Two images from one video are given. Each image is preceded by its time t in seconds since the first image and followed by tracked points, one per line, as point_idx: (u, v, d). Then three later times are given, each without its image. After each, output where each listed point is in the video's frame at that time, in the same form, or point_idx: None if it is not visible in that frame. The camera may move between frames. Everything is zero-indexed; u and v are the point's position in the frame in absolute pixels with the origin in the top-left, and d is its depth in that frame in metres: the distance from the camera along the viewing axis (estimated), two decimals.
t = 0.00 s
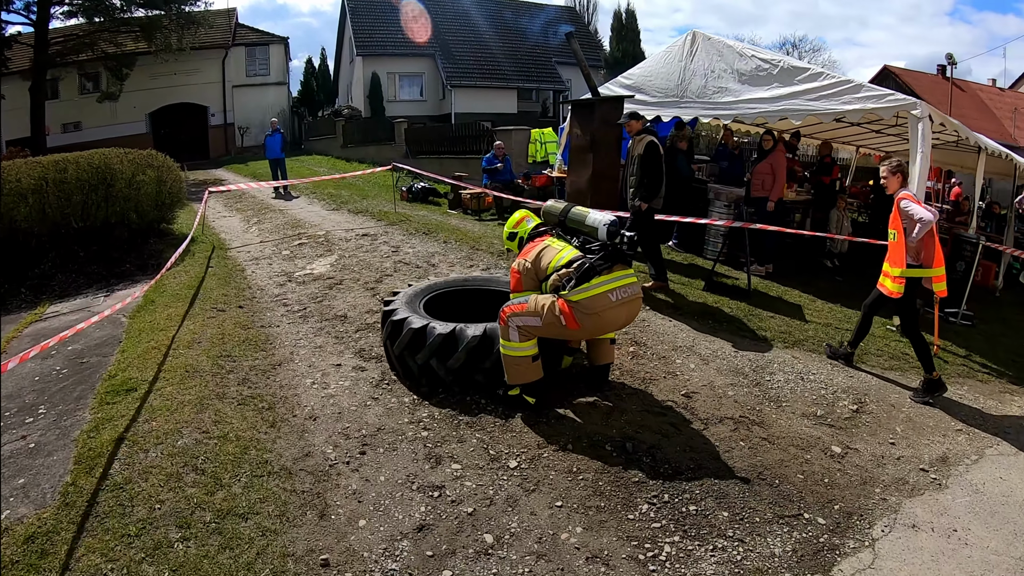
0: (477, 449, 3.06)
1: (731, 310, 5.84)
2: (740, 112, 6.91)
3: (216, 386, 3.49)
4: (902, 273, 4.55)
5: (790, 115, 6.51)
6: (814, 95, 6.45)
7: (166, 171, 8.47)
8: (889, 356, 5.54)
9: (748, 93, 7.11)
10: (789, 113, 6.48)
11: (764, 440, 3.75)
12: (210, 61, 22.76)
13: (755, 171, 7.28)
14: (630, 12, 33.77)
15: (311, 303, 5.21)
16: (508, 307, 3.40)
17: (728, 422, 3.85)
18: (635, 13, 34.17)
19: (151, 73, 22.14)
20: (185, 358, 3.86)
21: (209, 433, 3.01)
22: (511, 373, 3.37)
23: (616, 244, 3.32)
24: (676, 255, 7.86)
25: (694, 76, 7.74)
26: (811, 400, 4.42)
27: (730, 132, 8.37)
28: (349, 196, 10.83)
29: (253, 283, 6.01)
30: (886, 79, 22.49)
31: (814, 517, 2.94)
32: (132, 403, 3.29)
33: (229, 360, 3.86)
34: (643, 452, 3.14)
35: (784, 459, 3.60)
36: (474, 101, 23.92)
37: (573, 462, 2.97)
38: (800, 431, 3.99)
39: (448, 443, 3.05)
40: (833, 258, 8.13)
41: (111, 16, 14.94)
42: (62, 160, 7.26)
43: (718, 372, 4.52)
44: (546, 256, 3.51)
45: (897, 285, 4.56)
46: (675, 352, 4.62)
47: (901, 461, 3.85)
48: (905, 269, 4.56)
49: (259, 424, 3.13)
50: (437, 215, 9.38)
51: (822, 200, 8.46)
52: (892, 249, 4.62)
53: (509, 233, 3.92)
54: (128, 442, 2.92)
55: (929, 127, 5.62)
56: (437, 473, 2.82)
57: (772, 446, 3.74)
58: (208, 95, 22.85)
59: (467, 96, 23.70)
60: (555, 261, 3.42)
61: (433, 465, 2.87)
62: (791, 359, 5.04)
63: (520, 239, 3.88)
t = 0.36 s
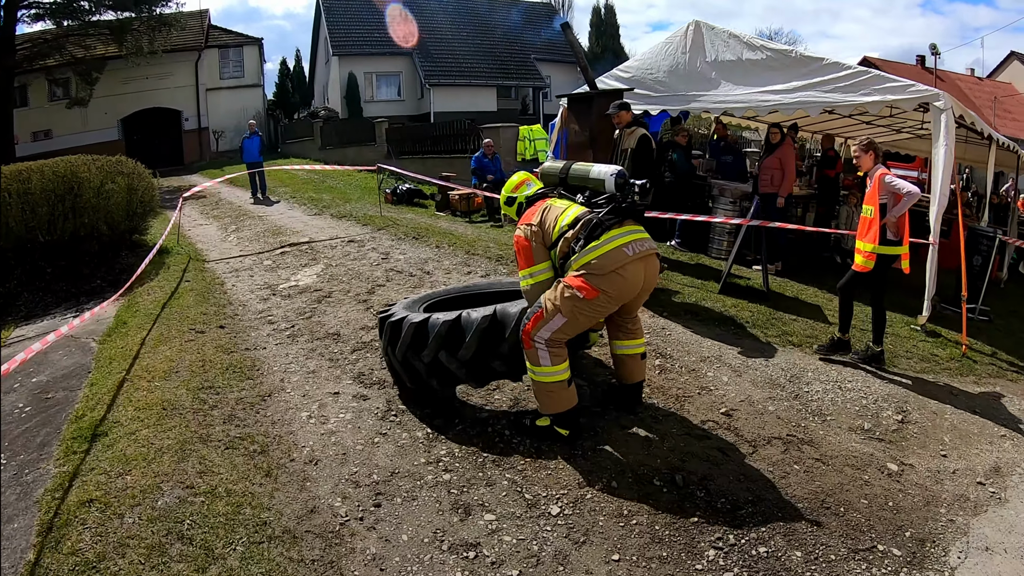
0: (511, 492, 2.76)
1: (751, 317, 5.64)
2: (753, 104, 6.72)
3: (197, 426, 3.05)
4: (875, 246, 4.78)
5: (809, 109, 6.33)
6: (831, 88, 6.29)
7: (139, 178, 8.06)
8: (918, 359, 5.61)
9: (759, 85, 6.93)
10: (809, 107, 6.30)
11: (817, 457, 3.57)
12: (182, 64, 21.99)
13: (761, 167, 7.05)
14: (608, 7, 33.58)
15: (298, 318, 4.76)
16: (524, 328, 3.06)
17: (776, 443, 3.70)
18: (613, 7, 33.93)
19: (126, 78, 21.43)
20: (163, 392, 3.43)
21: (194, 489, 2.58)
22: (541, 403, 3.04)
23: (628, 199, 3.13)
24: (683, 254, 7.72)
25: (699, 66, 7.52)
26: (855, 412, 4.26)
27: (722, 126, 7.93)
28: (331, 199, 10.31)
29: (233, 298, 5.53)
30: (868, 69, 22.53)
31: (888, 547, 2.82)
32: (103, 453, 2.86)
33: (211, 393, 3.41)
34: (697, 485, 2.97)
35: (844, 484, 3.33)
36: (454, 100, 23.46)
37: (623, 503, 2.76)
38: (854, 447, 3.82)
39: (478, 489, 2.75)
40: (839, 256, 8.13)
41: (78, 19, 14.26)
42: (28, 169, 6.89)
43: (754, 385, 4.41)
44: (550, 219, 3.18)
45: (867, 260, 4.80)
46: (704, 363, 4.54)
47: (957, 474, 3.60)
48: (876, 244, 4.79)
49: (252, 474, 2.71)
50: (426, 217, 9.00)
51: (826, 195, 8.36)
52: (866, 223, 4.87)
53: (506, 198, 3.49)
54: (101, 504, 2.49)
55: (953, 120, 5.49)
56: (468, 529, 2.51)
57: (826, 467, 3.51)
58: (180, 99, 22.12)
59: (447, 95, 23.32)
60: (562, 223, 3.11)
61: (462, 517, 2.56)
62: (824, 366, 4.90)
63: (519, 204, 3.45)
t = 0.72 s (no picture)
0: (578, 537, 2.63)
1: (782, 329, 5.60)
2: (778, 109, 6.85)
3: (211, 476, 2.81)
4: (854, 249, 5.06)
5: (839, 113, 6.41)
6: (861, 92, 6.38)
7: (132, 191, 7.80)
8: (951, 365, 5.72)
9: (782, 87, 7.06)
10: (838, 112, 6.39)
11: (879, 478, 3.54)
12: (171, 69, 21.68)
13: (782, 171, 6.99)
14: (598, 6, 33.58)
15: (309, 339, 4.49)
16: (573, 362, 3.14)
17: (835, 465, 3.63)
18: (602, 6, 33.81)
19: (110, 85, 20.93)
20: (173, 435, 3.17)
21: (224, 555, 2.37)
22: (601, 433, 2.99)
23: (633, 197, 3.14)
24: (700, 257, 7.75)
25: (719, 67, 7.61)
26: (904, 427, 4.24)
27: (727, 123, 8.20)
28: (329, 206, 9.99)
29: (238, 317, 5.22)
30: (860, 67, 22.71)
31: (964, 571, 2.86)
32: (104, 517, 2.61)
33: (226, 432, 3.18)
34: (768, 516, 3.01)
35: (908, 505, 3.29)
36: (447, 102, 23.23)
37: (697, 544, 2.70)
38: (909, 465, 3.78)
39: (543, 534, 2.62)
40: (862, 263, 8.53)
41: (66, 24, 13.92)
42: (15, 182, 6.68)
43: (802, 402, 4.37)
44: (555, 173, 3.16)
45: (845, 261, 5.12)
46: (748, 380, 4.50)
47: (1017, 490, 3.57)
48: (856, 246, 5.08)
49: (287, 531, 2.51)
50: (431, 224, 8.76)
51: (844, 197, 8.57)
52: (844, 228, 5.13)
53: (519, 121, 3.41)
54: None
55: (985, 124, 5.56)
56: None
57: (888, 488, 3.44)
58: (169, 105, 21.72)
59: (441, 95, 23.00)
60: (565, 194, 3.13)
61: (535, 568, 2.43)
62: (866, 377, 5.00)
63: (530, 135, 3.40)
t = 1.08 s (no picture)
0: (654, 561, 2.75)
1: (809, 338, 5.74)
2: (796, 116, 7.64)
3: (252, 511, 2.90)
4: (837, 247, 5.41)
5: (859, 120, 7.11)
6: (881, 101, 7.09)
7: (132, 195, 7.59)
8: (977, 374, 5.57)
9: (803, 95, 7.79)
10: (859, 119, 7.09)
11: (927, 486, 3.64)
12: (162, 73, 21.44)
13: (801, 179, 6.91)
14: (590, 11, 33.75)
15: (334, 355, 4.48)
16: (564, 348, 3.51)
17: (887, 475, 3.71)
18: (593, 12, 33.86)
19: (100, 87, 20.53)
20: (200, 465, 3.26)
21: None
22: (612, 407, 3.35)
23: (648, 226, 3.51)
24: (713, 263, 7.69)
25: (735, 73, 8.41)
26: (940, 435, 4.32)
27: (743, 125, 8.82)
28: (331, 212, 9.80)
29: (251, 331, 5.19)
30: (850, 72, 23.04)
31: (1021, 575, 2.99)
32: (141, 555, 2.68)
33: (260, 460, 3.29)
34: (832, 528, 3.13)
35: (957, 511, 3.42)
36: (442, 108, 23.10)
37: (771, 561, 2.82)
38: (950, 473, 3.88)
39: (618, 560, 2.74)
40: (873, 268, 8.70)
41: (56, 25, 13.50)
42: (12, 188, 6.44)
43: (841, 412, 4.42)
44: (589, 175, 3.48)
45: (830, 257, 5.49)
46: (788, 392, 4.54)
47: None
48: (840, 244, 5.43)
49: (346, 572, 2.59)
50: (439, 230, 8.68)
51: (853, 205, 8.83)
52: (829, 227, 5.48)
53: (557, 104, 3.61)
54: None
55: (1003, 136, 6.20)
56: None
57: (937, 497, 3.54)
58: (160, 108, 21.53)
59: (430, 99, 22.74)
60: (593, 199, 3.48)
61: None
62: (896, 387, 5.03)
63: (563, 121, 3.66)
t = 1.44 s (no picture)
0: (693, 572, 3.04)
1: (823, 345, 5.86)
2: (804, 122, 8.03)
3: (276, 530, 3.24)
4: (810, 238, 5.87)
5: (867, 126, 7.51)
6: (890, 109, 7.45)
7: (134, 199, 7.48)
8: (994, 382, 5.48)
9: (814, 100, 8.21)
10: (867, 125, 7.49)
11: (949, 491, 3.72)
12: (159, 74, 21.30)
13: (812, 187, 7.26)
14: (590, 16, 33.90)
15: (351, 364, 5.00)
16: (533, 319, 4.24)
17: (911, 481, 3.79)
18: (594, 16, 33.93)
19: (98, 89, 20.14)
20: (219, 480, 3.62)
21: None
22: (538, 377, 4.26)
23: (619, 230, 3.96)
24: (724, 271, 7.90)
25: (744, 80, 8.85)
26: (958, 440, 4.33)
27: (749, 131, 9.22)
28: (333, 216, 9.70)
29: (260, 337, 5.57)
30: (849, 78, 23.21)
31: None
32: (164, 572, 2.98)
33: (280, 474, 3.69)
34: (863, 535, 3.29)
35: (982, 516, 3.51)
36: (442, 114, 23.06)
37: (805, 569, 3.07)
38: (972, 478, 3.90)
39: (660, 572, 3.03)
40: (880, 273, 8.84)
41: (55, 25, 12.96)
42: (12, 189, 6.18)
43: (861, 418, 4.50)
44: (555, 188, 3.95)
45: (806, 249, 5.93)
46: (809, 399, 4.70)
47: None
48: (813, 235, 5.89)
49: None
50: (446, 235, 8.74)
51: (859, 212, 8.98)
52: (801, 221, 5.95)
53: (527, 119, 3.99)
54: None
55: (1015, 145, 6.37)
56: None
57: (961, 502, 3.63)
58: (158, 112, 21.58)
59: (429, 103, 22.70)
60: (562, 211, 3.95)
61: None
62: (912, 395, 5.02)
63: (536, 134, 4.01)
